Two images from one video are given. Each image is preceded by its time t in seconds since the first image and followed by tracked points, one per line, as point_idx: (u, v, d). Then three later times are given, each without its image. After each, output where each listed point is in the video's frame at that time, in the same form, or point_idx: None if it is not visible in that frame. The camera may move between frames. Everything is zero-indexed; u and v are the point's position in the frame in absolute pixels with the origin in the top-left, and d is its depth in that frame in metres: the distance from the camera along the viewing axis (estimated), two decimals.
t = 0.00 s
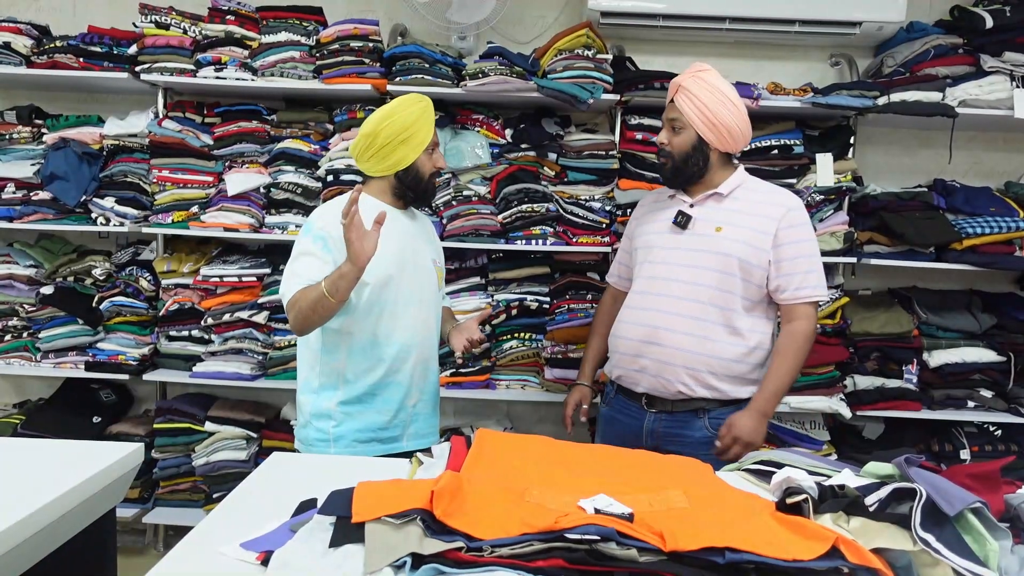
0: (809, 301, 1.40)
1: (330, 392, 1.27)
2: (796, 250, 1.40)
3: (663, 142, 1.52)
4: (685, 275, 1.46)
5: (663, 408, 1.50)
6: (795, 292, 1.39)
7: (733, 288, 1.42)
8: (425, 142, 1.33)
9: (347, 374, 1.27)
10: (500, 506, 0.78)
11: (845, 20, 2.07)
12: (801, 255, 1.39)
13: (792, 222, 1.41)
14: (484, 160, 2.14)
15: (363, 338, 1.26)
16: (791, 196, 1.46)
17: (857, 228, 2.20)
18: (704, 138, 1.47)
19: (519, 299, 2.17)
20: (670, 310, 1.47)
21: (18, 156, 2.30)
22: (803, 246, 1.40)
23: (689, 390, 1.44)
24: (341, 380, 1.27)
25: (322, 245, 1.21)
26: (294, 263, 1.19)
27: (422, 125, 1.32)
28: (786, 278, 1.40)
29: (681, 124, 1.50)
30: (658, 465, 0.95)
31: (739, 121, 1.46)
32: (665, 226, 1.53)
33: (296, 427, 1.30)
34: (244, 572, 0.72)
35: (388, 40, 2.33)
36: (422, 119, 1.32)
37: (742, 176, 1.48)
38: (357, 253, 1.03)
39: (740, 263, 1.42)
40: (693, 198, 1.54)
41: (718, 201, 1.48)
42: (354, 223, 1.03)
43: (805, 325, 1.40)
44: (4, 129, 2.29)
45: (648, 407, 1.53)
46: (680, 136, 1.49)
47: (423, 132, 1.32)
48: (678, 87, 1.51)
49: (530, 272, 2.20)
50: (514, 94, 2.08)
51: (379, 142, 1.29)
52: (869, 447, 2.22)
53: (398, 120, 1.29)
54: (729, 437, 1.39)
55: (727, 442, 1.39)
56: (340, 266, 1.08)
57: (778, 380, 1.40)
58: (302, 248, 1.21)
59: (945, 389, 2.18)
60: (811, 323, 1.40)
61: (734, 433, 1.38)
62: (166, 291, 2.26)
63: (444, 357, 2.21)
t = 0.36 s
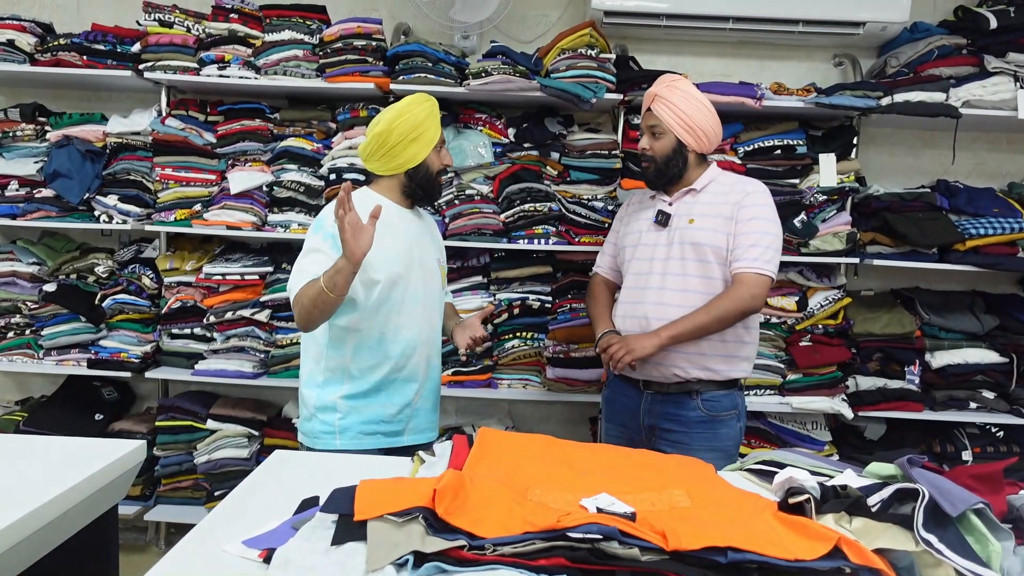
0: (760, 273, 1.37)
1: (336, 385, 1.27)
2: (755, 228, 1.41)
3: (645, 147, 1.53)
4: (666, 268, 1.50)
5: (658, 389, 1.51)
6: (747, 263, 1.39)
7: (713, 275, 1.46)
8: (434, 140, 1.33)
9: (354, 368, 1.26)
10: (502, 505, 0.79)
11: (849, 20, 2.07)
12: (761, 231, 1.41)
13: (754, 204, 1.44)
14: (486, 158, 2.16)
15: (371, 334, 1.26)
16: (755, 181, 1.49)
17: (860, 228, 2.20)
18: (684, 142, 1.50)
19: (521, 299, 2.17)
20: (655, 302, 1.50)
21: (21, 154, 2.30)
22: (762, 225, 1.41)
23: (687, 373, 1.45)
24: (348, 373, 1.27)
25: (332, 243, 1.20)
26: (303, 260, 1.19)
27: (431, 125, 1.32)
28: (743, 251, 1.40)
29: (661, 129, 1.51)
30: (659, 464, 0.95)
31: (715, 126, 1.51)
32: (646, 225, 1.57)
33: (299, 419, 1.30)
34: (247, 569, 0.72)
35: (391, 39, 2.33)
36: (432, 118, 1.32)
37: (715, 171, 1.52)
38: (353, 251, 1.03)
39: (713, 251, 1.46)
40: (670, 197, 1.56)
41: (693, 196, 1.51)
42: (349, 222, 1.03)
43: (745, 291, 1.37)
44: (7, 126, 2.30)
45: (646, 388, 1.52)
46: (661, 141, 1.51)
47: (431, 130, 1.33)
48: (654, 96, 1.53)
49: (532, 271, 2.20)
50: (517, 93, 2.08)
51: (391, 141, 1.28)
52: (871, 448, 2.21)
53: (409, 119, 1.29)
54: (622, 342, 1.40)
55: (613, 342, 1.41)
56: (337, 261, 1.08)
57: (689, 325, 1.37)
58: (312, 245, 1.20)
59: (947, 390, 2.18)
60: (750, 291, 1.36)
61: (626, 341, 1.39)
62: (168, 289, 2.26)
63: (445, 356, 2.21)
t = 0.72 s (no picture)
0: (752, 263, 1.39)
1: (337, 383, 1.27)
2: (745, 221, 1.44)
3: (665, 144, 1.51)
4: (663, 262, 1.50)
5: (660, 381, 1.50)
6: (740, 254, 1.41)
7: (711, 266, 1.46)
8: (437, 147, 1.32)
9: (356, 367, 1.26)
10: (501, 504, 0.78)
11: (850, 19, 2.07)
12: (751, 223, 1.43)
13: (744, 198, 1.47)
14: (487, 158, 2.16)
15: (373, 334, 1.25)
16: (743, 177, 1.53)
17: (861, 228, 2.19)
18: (697, 150, 1.52)
19: (521, 298, 2.17)
20: (653, 296, 1.50)
21: (22, 152, 2.30)
22: (752, 218, 1.44)
23: (691, 363, 1.45)
24: (349, 372, 1.26)
25: (335, 243, 1.20)
26: (306, 260, 1.19)
27: (433, 130, 1.31)
28: (735, 243, 1.42)
29: (684, 131, 1.50)
30: (659, 464, 0.95)
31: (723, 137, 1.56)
32: (642, 222, 1.58)
33: (300, 418, 1.30)
34: (248, 568, 0.72)
35: (392, 38, 2.32)
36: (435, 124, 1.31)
37: (706, 170, 1.55)
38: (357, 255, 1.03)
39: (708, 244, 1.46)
40: (664, 195, 1.58)
41: (687, 193, 1.53)
42: (353, 226, 1.03)
43: (739, 282, 1.38)
44: (8, 125, 2.30)
45: (647, 380, 1.51)
46: (681, 143, 1.50)
47: (436, 137, 1.31)
48: (685, 95, 1.50)
49: (532, 270, 2.20)
50: (518, 93, 2.08)
51: (398, 149, 1.26)
52: (871, 447, 2.21)
53: (416, 127, 1.27)
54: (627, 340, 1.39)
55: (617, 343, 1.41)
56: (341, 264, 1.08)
57: (687, 317, 1.39)
58: (315, 244, 1.20)
59: (948, 390, 2.18)
60: (743, 282, 1.38)
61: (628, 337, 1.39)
62: (169, 288, 2.26)
63: (446, 356, 2.21)
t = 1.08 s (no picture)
0: (747, 257, 1.40)
1: (337, 383, 1.27)
2: (740, 217, 1.45)
3: (670, 144, 1.50)
4: (660, 258, 1.50)
5: (658, 377, 1.49)
6: (737, 249, 1.42)
7: (707, 263, 1.47)
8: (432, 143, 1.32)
9: (356, 367, 1.26)
10: (500, 503, 0.78)
11: (848, 15, 2.06)
12: (747, 219, 1.45)
13: (740, 195, 1.48)
14: (486, 156, 2.14)
15: (372, 333, 1.25)
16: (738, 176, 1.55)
17: (860, 224, 2.19)
18: (696, 146, 1.53)
19: (520, 296, 2.16)
20: (651, 292, 1.49)
21: (19, 152, 2.29)
22: (746, 214, 1.45)
23: (691, 357, 1.44)
24: (349, 372, 1.26)
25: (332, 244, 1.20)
26: (302, 261, 1.19)
27: (426, 126, 1.30)
28: (732, 239, 1.43)
29: (686, 130, 1.50)
30: (658, 462, 0.95)
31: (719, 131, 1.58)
32: (638, 218, 1.57)
33: (301, 418, 1.29)
34: (246, 567, 0.72)
35: (389, 36, 2.32)
36: (428, 120, 1.30)
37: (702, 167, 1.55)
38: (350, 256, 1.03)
39: (705, 241, 1.47)
40: (659, 192, 1.58)
41: (684, 190, 1.53)
42: (343, 227, 1.02)
43: (733, 275, 1.39)
44: (5, 125, 2.29)
45: (646, 376, 1.51)
46: (683, 142, 1.50)
47: (430, 131, 1.31)
48: (682, 94, 1.49)
49: (531, 268, 2.20)
50: (516, 90, 2.08)
51: (390, 145, 1.27)
52: (870, 444, 2.21)
53: (409, 122, 1.27)
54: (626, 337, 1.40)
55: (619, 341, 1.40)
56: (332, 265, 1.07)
57: (682, 311, 1.40)
58: (312, 245, 1.20)
59: (947, 386, 2.18)
60: (737, 275, 1.39)
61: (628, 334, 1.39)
62: (167, 288, 2.26)
63: (445, 354, 2.22)
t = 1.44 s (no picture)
0: (742, 252, 1.38)
1: (337, 386, 1.27)
2: (735, 211, 1.44)
3: (658, 140, 1.50)
4: (660, 261, 1.50)
5: (664, 385, 1.50)
6: (732, 244, 1.40)
7: (706, 262, 1.46)
8: (394, 138, 1.27)
9: (356, 370, 1.26)
10: (499, 505, 0.78)
11: (846, 16, 2.07)
12: (743, 214, 1.43)
13: (733, 189, 1.47)
14: (485, 158, 2.16)
15: (372, 337, 1.25)
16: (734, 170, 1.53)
17: (860, 225, 2.19)
18: (687, 136, 1.53)
19: (520, 298, 2.17)
20: (651, 297, 1.49)
21: (19, 156, 2.30)
22: (741, 208, 1.44)
23: (692, 362, 1.44)
24: (349, 375, 1.26)
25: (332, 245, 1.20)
26: (300, 264, 1.19)
27: (389, 122, 1.26)
28: (727, 234, 1.42)
29: (672, 123, 1.51)
30: (658, 464, 0.95)
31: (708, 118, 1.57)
32: (636, 221, 1.57)
33: (301, 421, 1.30)
34: (246, 571, 0.72)
35: (388, 39, 2.32)
36: (393, 117, 1.26)
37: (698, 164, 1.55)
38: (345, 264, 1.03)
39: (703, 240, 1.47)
40: (655, 193, 1.58)
41: (681, 189, 1.53)
42: (334, 237, 1.03)
43: (728, 272, 1.38)
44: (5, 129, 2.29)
45: (651, 385, 1.51)
46: (672, 136, 1.51)
47: (390, 128, 1.26)
48: (661, 90, 1.50)
49: (530, 270, 2.20)
50: (515, 93, 2.08)
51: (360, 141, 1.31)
52: (871, 444, 2.21)
53: (369, 118, 1.28)
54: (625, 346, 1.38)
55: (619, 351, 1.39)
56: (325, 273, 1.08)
57: (680, 312, 1.39)
58: (311, 248, 1.21)
59: (948, 386, 2.18)
60: (733, 273, 1.37)
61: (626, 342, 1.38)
62: (167, 291, 2.26)
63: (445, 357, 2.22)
